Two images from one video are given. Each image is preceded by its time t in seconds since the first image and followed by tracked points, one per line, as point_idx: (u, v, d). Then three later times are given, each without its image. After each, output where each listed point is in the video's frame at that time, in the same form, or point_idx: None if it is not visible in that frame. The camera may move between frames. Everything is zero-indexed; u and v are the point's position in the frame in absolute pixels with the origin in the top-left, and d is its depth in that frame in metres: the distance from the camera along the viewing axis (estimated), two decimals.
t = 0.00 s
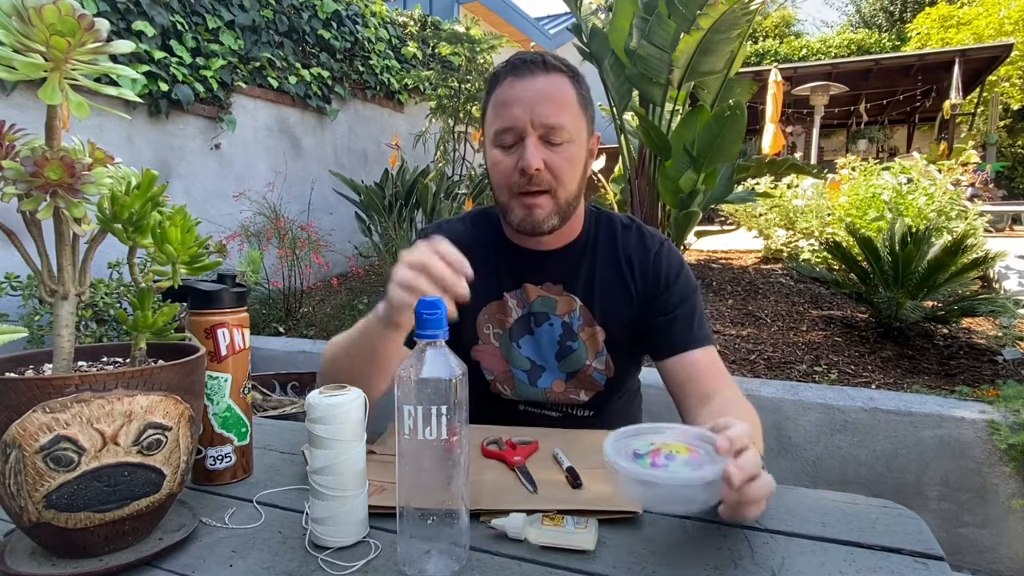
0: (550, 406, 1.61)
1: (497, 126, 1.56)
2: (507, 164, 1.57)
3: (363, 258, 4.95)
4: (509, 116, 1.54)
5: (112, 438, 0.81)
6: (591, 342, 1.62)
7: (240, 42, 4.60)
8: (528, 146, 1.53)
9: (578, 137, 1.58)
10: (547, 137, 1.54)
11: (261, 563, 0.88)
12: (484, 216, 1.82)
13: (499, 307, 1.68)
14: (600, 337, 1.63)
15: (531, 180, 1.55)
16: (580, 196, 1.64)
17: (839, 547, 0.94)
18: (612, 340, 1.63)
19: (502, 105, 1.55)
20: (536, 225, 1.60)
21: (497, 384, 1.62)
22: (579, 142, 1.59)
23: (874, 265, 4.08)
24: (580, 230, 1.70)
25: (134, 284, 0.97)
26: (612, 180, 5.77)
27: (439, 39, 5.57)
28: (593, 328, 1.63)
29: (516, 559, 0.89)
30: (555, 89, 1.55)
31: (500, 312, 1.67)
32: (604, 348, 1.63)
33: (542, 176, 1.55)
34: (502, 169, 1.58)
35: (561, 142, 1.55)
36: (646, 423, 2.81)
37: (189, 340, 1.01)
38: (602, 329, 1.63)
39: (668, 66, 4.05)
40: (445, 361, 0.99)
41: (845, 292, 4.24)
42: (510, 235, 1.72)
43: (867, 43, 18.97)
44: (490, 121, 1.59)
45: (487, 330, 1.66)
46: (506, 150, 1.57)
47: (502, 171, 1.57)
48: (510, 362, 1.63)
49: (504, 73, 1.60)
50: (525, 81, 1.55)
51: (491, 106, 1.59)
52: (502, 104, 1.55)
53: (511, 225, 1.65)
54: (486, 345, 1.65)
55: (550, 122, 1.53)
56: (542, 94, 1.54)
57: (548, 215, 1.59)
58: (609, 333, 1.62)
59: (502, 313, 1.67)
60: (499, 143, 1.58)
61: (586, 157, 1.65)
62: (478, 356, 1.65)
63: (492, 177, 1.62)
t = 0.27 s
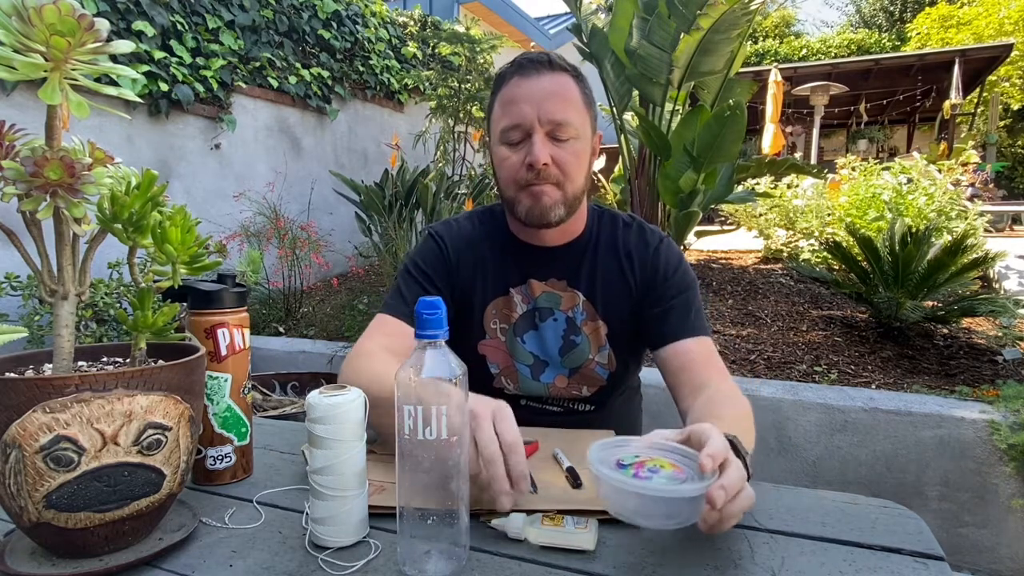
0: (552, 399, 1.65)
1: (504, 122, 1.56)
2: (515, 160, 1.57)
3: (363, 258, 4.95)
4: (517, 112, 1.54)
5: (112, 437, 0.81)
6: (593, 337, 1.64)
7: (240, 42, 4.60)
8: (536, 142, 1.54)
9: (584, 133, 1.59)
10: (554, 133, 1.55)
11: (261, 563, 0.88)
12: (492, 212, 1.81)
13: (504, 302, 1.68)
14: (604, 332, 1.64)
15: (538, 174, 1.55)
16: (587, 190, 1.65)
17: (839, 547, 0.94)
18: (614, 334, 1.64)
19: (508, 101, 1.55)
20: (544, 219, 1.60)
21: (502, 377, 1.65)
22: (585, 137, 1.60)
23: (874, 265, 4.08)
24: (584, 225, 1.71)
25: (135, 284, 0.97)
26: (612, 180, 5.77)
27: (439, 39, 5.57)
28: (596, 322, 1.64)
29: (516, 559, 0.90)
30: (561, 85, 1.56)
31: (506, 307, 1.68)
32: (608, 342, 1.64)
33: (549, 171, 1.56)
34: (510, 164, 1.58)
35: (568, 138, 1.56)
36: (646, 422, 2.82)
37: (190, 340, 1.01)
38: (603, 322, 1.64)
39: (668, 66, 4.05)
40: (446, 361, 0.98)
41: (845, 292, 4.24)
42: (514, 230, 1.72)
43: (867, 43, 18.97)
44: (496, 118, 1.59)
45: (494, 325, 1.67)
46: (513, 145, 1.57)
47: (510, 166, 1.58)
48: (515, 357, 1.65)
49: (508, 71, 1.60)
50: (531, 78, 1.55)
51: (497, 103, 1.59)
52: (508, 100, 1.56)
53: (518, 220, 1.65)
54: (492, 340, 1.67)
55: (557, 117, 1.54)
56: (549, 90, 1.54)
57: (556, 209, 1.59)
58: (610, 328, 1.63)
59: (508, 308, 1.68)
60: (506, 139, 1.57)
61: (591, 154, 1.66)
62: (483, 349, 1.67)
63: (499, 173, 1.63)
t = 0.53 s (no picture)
0: (552, 398, 1.65)
1: (507, 122, 1.57)
2: (518, 159, 1.57)
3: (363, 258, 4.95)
4: (520, 111, 1.54)
5: (112, 437, 0.81)
6: (594, 334, 1.64)
7: (240, 42, 4.60)
8: (539, 140, 1.54)
9: (587, 132, 1.59)
10: (558, 132, 1.55)
11: (261, 563, 0.88)
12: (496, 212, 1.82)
13: (506, 299, 1.68)
14: (604, 329, 1.64)
15: (542, 172, 1.55)
16: (590, 189, 1.65)
17: (839, 546, 0.94)
18: (614, 332, 1.64)
19: (512, 101, 1.56)
20: (547, 219, 1.60)
21: (502, 374, 1.65)
22: (588, 136, 1.60)
23: (874, 265, 4.09)
24: (586, 224, 1.71)
25: (135, 284, 0.97)
26: (612, 180, 5.77)
27: (439, 39, 5.57)
28: (596, 319, 1.64)
29: (516, 559, 0.90)
30: (563, 85, 1.56)
31: (508, 304, 1.67)
32: (608, 340, 1.64)
33: (553, 169, 1.55)
34: (513, 164, 1.58)
35: (571, 136, 1.56)
36: (646, 422, 2.82)
37: (189, 340, 1.01)
38: (604, 321, 1.64)
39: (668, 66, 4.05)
40: (446, 361, 0.98)
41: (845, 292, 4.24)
42: (517, 229, 1.72)
43: (867, 43, 18.97)
44: (500, 117, 1.59)
45: (496, 322, 1.67)
46: (517, 145, 1.57)
47: (513, 165, 1.58)
48: (516, 354, 1.65)
49: (510, 71, 1.60)
50: (534, 78, 1.55)
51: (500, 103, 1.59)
52: (511, 100, 1.56)
53: (521, 219, 1.64)
54: (494, 337, 1.67)
55: (560, 116, 1.54)
56: (552, 90, 1.55)
57: (559, 207, 1.59)
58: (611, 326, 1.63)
59: (510, 305, 1.67)
60: (510, 138, 1.58)
61: (594, 154, 1.66)
62: (484, 346, 1.66)
63: (502, 172, 1.63)
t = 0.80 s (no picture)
0: (552, 397, 1.65)
1: (508, 120, 1.57)
2: (519, 157, 1.57)
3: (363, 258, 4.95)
4: (522, 109, 1.55)
5: (112, 437, 0.81)
6: (593, 333, 1.64)
7: (240, 42, 4.60)
8: (540, 139, 1.54)
9: (588, 131, 1.59)
10: (559, 131, 1.55)
11: (261, 563, 0.88)
12: (494, 211, 1.83)
13: (505, 298, 1.69)
14: (605, 328, 1.64)
15: (542, 171, 1.56)
16: (591, 187, 1.65)
17: (839, 547, 0.94)
18: (615, 333, 1.64)
19: (513, 99, 1.56)
20: (547, 217, 1.60)
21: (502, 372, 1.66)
22: (589, 135, 1.60)
23: (874, 265, 4.08)
24: (586, 223, 1.71)
25: (135, 284, 0.97)
26: (612, 180, 5.77)
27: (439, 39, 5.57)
28: (596, 318, 1.64)
29: (516, 559, 0.90)
30: (565, 83, 1.56)
31: (506, 303, 1.69)
32: (608, 339, 1.64)
33: (553, 168, 1.56)
34: (514, 161, 1.58)
35: (571, 135, 1.56)
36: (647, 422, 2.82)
37: (189, 340, 1.01)
38: (605, 320, 1.64)
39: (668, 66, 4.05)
40: (445, 361, 0.97)
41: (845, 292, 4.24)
42: (517, 226, 1.72)
43: (867, 43, 18.98)
44: (501, 116, 1.60)
45: (494, 321, 1.68)
46: (518, 143, 1.58)
47: (514, 163, 1.58)
48: (515, 353, 1.66)
49: (512, 70, 1.60)
50: (535, 77, 1.56)
51: (502, 102, 1.60)
52: (512, 98, 1.56)
53: (521, 216, 1.64)
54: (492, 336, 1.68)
55: (561, 114, 1.54)
56: (554, 89, 1.55)
57: (559, 205, 1.59)
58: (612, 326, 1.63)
59: (509, 304, 1.69)
60: (511, 136, 1.58)
61: (595, 153, 1.66)
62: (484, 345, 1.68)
63: (503, 170, 1.63)
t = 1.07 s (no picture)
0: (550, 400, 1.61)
1: (505, 116, 1.58)
2: (516, 152, 1.58)
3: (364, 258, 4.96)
4: (518, 105, 1.56)
5: (112, 437, 0.81)
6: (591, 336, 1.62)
7: (240, 42, 4.60)
8: (537, 133, 1.55)
9: (585, 127, 1.60)
10: (555, 126, 1.56)
11: (261, 563, 0.88)
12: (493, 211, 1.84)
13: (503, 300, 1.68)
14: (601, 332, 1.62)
15: (540, 165, 1.55)
16: (587, 183, 1.65)
17: (838, 547, 0.94)
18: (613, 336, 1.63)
19: (510, 95, 1.58)
20: (546, 211, 1.58)
21: (499, 374, 1.63)
22: (586, 131, 1.61)
23: (874, 265, 4.08)
24: (584, 223, 1.70)
25: (134, 284, 0.97)
26: (612, 180, 5.77)
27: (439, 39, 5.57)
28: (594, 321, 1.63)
29: (515, 559, 0.89)
30: (561, 79, 1.58)
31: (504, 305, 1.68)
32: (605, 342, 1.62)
33: (551, 162, 1.56)
34: (511, 156, 1.59)
35: (568, 129, 1.57)
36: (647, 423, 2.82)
37: (189, 340, 1.01)
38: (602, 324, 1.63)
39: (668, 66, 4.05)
40: (446, 362, 0.98)
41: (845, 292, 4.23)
42: (514, 225, 1.72)
43: (867, 43, 18.99)
44: (498, 113, 1.61)
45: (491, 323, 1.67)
46: (515, 138, 1.58)
47: (512, 158, 1.58)
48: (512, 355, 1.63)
49: (508, 69, 1.62)
50: (532, 74, 1.57)
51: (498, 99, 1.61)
52: (509, 95, 1.58)
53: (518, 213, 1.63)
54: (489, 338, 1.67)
55: (558, 109, 1.56)
56: (550, 85, 1.56)
57: (558, 199, 1.58)
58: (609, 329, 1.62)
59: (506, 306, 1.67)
60: (508, 133, 1.59)
61: (592, 151, 1.67)
62: (481, 347, 1.67)
63: (500, 167, 1.63)
